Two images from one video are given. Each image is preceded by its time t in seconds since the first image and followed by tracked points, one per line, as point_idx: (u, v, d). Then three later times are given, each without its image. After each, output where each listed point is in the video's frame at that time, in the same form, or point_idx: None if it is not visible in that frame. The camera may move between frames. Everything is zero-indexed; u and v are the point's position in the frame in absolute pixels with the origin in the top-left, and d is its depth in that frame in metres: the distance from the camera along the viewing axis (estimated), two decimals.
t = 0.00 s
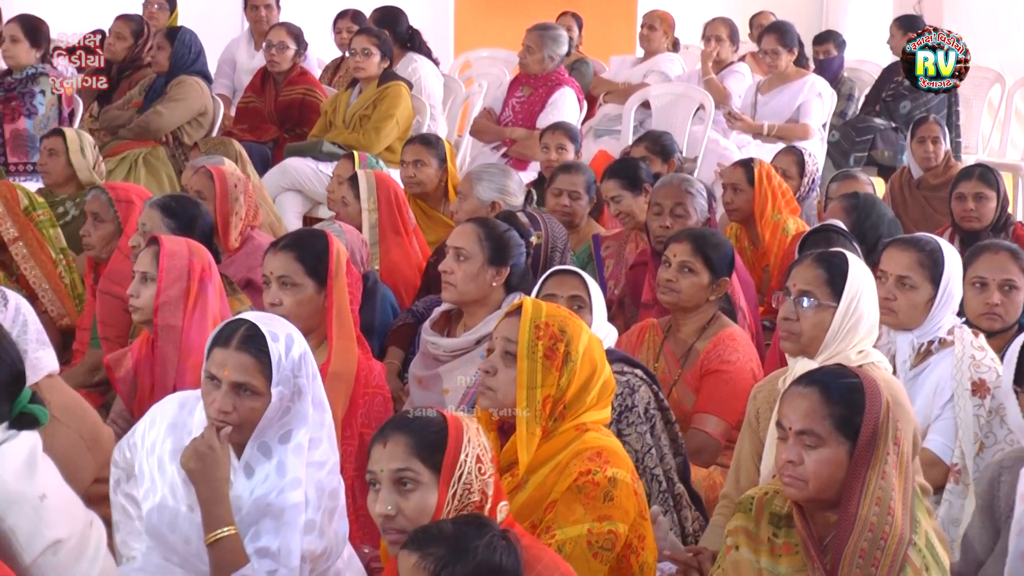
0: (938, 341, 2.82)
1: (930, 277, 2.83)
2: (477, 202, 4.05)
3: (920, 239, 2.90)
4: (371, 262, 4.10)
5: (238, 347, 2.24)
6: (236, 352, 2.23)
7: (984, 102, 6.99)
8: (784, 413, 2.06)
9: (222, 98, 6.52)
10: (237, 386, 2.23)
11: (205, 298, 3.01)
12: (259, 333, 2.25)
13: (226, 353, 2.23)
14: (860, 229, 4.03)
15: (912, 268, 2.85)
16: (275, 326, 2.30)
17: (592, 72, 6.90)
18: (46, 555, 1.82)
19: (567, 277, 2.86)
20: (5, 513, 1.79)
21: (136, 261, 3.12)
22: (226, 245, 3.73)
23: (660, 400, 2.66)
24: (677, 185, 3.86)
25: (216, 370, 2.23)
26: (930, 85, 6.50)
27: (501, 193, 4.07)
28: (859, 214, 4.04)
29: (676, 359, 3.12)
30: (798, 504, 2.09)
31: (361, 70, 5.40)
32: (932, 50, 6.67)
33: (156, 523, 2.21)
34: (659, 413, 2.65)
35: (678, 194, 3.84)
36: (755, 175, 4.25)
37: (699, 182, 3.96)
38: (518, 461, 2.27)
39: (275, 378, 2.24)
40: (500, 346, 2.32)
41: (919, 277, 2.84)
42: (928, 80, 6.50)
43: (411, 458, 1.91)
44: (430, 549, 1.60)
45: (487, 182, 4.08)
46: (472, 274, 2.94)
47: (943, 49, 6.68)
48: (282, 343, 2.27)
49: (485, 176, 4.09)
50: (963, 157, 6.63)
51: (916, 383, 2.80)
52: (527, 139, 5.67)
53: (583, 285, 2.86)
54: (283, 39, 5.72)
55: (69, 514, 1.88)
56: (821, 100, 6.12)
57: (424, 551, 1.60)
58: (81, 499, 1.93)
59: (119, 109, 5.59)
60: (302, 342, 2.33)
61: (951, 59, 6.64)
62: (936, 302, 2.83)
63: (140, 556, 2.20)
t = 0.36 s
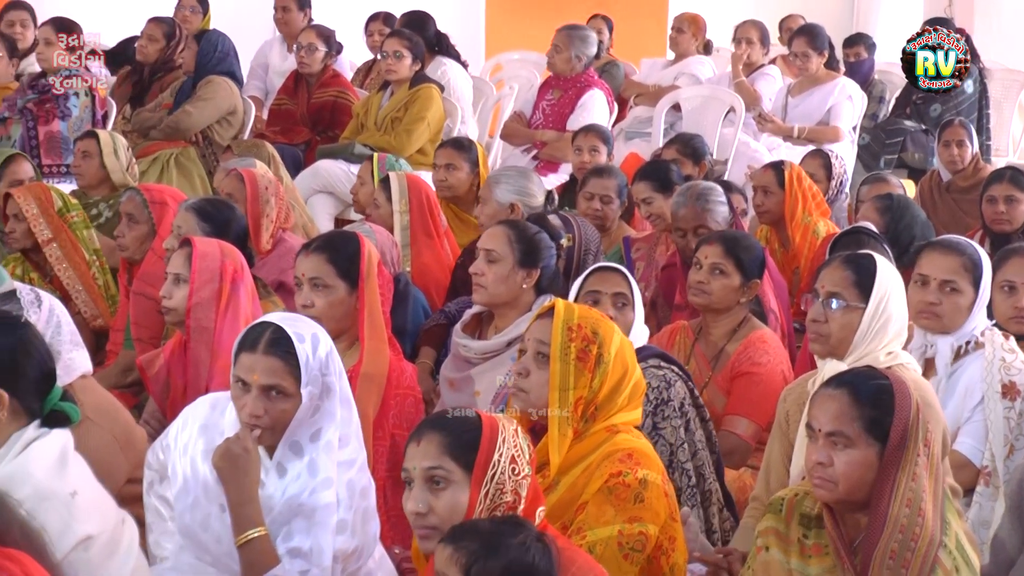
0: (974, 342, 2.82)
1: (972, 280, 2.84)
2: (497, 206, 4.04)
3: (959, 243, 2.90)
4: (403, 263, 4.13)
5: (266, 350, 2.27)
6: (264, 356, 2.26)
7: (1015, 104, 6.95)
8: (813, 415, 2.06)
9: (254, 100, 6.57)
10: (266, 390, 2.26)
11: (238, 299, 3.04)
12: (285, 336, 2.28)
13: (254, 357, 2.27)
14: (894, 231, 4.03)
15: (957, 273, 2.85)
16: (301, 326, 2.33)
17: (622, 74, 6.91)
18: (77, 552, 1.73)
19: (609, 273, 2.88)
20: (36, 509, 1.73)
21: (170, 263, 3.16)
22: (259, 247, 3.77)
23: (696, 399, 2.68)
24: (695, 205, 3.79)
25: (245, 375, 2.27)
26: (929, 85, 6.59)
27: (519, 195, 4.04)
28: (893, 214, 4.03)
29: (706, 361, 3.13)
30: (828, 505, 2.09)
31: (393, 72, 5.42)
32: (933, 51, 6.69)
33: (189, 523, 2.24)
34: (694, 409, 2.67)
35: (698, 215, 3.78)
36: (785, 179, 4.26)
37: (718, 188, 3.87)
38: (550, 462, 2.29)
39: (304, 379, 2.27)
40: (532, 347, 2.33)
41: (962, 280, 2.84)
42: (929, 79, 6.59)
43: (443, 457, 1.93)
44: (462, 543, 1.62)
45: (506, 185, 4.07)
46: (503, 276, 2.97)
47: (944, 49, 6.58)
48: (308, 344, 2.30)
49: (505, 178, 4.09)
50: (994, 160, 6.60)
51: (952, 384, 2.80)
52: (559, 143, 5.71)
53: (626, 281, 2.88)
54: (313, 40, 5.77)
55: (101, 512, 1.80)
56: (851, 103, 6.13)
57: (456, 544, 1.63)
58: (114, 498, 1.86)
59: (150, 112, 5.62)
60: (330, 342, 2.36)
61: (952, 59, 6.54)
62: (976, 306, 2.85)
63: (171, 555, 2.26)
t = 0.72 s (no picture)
0: (998, 343, 2.80)
1: (998, 282, 2.82)
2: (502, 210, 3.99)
3: (984, 246, 2.88)
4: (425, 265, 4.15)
5: (288, 351, 2.27)
6: (286, 357, 2.27)
7: None
8: (835, 416, 2.06)
9: (276, 103, 6.60)
10: (288, 391, 2.27)
11: (259, 300, 3.06)
12: (306, 338, 2.29)
13: (276, 358, 2.27)
14: (914, 234, 4.02)
15: (984, 274, 2.82)
16: (322, 327, 2.34)
17: (643, 76, 6.91)
18: (101, 551, 1.82)
19: (635, 275, 2.89)
20: (60, 508, 1.82)
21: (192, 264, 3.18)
22: (280, 249, 3.79)
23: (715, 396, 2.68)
24: (701, 217, 3.80)
25: (268, 376, 2.27)
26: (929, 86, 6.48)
27: (525, 198, 4.00)
28: (913, 217, 4.03)
29: (727, 363, 3.13)
30: (849, 507, 2.09)
31: (415, 74, 5.45)
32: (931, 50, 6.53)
33: (211, 524, 2.26)
34: (714, 407, 2.67)
35: (704, 226, 3.80)
36: (806, 180, 4.25)
37: (725, 195, 3.87)
38: (572, 464, 2.31)
39: (326, 379, 2.28)
40: (554, 349, 2.35)
41: (989, 283, 2.81)
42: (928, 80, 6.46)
43: (464, 458, 1.94)
44: (480, 540, 1.64)
45: (511, 188, 4.02)
46: (525, 277, 2.98)
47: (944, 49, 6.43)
48: (330, 345, 2.31)
49: (512, 181, 4.04)
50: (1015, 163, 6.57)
51: (975, 386, 2.80)
52: (577, 141, 5.71)
53: (652, 282, 2.89)
54: (334, 41, 5.80)
55: (123, 512, 1.89)
56: (872, 105, 6.11)
57: (473, 541, 1.64)
58: (136, 499, 1.94)
59: (173, 112, 5.63)
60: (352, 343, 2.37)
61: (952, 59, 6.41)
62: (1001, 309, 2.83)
63: (192, 555, 2.29)
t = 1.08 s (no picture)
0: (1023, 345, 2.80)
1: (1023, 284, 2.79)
2: (516, 215, 4.00)
3: (1006, 246, 2.84)
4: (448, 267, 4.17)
5: (312, 352, 2.29)
6: (310, 357, 2.28)
7: None
8: (859, 418, 2.06)
9: (300, 104, 6.64)
10: (314, 391, 2.28)
11: (283, 301, 3.08)
12: (331, 339, 2.30)
13: (300, 359, 2.28)
14: (940, 236, 4.00)
15: (1006, 276, 2.79)
16: (346, 329, 2.35)
17: (666, 78, 6.91)
18: (126, 552, 1.82)
19: (629, 287, 2.88)
20: (85, 509, 1.82)
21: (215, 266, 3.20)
22: (304, 250, 3.81)
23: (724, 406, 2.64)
24: (708, 232, 3.85)
25: (292, 376, 2.28)
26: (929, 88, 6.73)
27: (539, 205, 4.00)
28: (939, 219, 4.02)
29: (750, 365, 3.12)
30: (873, 509, 2.09)
31: (437, 76, 5.46)
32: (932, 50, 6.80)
33: (235, 524, 2.28)
34: (722, 417, 2.63)
35: (711, 240, 3.85)
36: (829, 182, 4.25)
37: (738, 210, 3.92)
38: (595, 465, 2.32)
39: (351, 380, 2.29)
40: (577, 352, 2.36)
41: (1012, 285, 2.78)
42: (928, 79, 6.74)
43: (470, 473, 1.94)
44: (504, 543, 1.65)
45: (526, 194, 4.03)
46: (548, 279, 2.98)
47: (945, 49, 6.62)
48: (354, 345, 2.32)
49: (528, 187, 4.05)
50: None
51: (998, 388, 2.80)
52: (598, 139, 5.71)
53: (645, 294, 2.87)
54: (359, 42, 5.82)
55: (148, 513, 1.88)
56: (895, 107, 6.10)
57: (497, 544, 1.65)
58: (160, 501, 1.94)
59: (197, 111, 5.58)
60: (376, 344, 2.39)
61: (952, 59, 6.57)
62: None
63: (216, 556, 2.30)
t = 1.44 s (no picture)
0: None
1: None
2: (538, 219, 4.05)
3: (1016, 247, 2.87)
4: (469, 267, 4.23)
5: (333, 344, 2.31)
6: (331, 349, 2.31)
7: None
8: (876, 416, 2.10)
9: (323, 109, 6.72)
10: (332, 382, 2.30)
11: (308, 301, 3.14)
12: (352, 332, 2.33)
13: (321, 350, 2.31)
14: (958, 236, 4.03)
15: (1017, 277, 2.83)
16: (369, 325, 2.37)
17: (684, 82, 6.97)
18: (152, 548, 1.85)
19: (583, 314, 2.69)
20: (113, 506, 1.86)
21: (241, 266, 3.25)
22: (328, 252, 3.87)
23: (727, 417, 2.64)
24: (709, 241, 3.88)
25: (312, 367, 2.31)
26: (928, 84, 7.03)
27: (561, 209, 4.05)
28: (958, 220, 4.04)
29: (767, 364, 3.16)
30: (888, 506, 2.13)
31: (459, 80, 5.52)
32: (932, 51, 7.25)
33: (261, 520, 2.34)
34: (727, 428, 2.63)
35: (714, 247, 3.88)
36: (845, 185, 4.29)
37: (739, 213, 3.92)
38: (615, 463, 2.36)
39: (369, 372, 2.32)
40: (596, 351, 2.41)
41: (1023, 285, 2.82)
42: (928, 80, 7.14)
43: (483, 505, 1.83)
44: (522, 540, 1.70)
45: (548, 199, 4.07)
46: (568, 281, 3.03)
47: (947, 51, 7.03)
48: (375, 340, 2.34)
49: (549, 192, 4.09)
50: None
51: (1010, 387, 2.83)
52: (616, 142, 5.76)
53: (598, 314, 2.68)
54: (382, 47, 5.88)
55: (173, 510, 1.92)
56: (910, 110, 6.22)
57: (516, 541, 1.71)
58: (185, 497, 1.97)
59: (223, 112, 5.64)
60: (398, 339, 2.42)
61: (952, 59, 7.03)
62: None
63: (242, 552, 2.35)
